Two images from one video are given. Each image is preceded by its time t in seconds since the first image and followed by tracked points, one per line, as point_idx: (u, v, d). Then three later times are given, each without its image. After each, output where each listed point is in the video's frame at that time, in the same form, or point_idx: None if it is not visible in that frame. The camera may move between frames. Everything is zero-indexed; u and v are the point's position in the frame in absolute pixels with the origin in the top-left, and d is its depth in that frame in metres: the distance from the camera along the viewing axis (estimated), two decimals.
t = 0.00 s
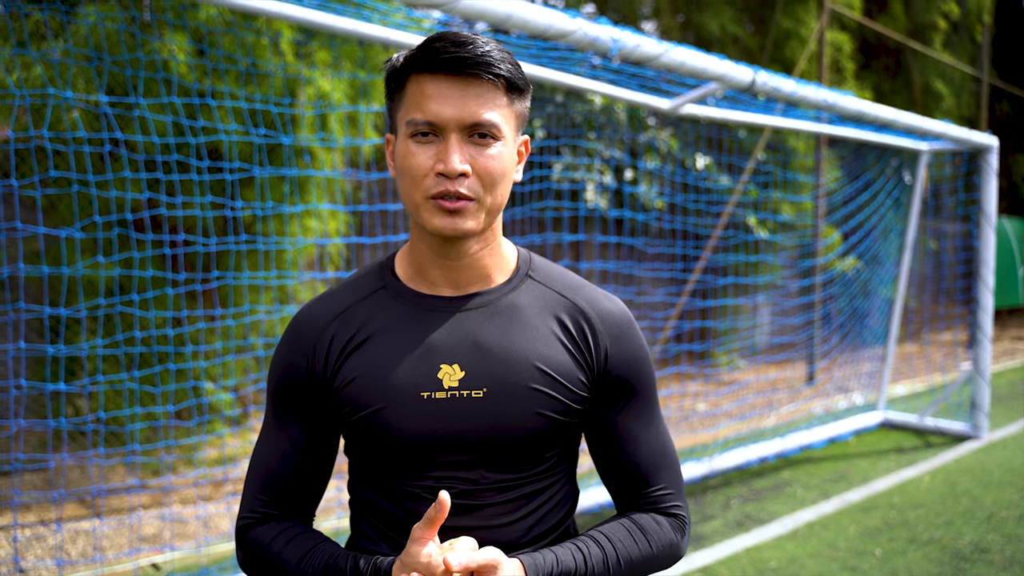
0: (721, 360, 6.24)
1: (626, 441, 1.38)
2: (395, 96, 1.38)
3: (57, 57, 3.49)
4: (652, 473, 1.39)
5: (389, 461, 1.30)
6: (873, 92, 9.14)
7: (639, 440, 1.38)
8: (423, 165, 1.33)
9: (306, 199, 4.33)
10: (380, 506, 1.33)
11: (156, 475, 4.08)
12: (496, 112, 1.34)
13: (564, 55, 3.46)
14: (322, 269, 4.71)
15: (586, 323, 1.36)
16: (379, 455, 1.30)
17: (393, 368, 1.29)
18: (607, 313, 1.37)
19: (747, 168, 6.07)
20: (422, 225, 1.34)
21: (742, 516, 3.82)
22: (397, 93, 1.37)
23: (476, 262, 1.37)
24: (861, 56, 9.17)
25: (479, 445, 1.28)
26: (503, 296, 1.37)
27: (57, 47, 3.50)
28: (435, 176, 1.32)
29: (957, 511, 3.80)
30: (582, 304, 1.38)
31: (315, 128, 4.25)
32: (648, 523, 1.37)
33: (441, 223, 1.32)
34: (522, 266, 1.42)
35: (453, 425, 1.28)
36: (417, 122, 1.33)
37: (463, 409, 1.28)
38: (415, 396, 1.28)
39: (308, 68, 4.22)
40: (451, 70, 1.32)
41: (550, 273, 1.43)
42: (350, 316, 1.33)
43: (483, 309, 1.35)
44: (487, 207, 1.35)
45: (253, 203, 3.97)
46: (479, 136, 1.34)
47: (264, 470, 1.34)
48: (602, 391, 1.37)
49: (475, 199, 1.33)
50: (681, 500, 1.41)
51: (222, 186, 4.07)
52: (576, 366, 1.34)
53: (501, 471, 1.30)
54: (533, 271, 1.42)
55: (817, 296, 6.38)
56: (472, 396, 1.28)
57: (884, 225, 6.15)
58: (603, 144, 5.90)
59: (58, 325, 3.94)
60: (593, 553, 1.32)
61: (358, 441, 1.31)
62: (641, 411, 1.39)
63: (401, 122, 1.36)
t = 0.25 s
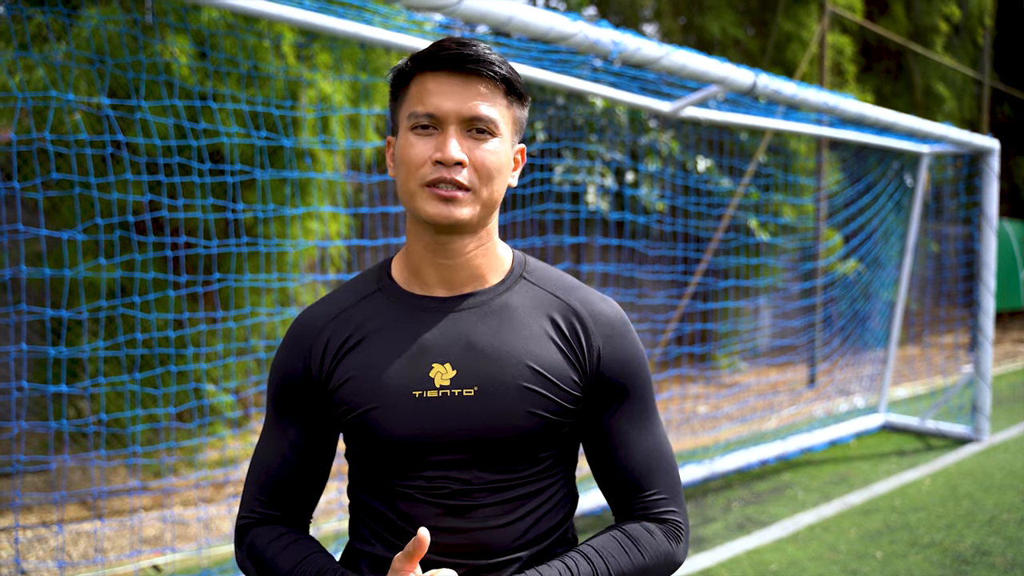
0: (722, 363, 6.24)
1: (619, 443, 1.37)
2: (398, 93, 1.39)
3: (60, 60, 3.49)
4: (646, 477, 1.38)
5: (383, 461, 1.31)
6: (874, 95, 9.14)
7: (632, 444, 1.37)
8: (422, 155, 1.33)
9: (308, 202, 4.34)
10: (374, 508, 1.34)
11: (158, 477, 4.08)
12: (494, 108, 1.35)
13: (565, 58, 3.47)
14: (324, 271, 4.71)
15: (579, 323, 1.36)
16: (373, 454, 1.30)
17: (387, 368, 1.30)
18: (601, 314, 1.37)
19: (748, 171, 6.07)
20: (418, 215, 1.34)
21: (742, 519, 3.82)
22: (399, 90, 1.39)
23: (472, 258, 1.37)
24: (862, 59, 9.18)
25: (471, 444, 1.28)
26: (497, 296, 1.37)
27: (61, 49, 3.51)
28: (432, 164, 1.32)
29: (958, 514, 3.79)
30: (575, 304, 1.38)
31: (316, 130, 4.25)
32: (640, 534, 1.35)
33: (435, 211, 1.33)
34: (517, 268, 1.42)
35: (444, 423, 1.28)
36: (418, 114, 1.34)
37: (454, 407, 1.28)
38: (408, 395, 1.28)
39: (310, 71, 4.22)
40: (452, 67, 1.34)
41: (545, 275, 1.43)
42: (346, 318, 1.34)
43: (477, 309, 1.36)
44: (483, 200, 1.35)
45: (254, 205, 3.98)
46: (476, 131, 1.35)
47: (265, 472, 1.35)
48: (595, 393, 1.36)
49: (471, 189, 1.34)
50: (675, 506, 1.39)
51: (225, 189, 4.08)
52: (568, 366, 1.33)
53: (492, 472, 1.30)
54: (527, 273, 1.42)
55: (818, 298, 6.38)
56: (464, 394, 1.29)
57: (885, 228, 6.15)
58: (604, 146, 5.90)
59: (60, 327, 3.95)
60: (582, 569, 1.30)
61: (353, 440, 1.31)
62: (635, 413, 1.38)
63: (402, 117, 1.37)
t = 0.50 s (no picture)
0: (726, 365, 6.23)
1: (617, 444, 1.36)
2: (399, 97, 1.40)
3: (64, 63, 3.51)
4: (646, 480, 1.37)
5: (381, 461, 1.32)
6: (878, 97, 9.13)
7: (631, 446, 1.36)
8: (421, 158, 1.34)
9: (311, 204, 4.35)
10: (373, 509, 1.35)
11: (162, 479, 4.09)
12: (494, 113, 1.36)
13: (568, 60, 3.47)
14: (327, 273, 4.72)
15: (577, 325, 1.36)
16: (370, 454, 1.31)
17: (385, 368, 1.30)
18: (599, 317, 1.37)
19: (751, 172, 6.06)
20: (417, 219, 1.35)
21: (746, 522, 3.82)
22: (400, 93, 1.40)
23: (470, 262, 1.38)
24: (866, 61, 9.17)
25: (467, 444, 1.28)
26: (495, 297, 1.38)
27: (65, 53, 3.52)
28: (431, 167, 1.33)
29: (962, 517, 3.78)
30: (574, 306, 1.38)
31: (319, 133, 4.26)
32: (646, 535, 1.34)
33: (434, 215, 1.34)
34: (516, 270, 1.43)
35: (440, 422, 1.28)
36: (419, 117, 1.35)
37: (450, 406, 1.28)
38: (405, 394, 1.28)
39: (313, 74, 4.23)
40: (453, 71, 1.34)
41: (544, 277, 1.44)
42: (346, 320, 1.35)
43: (475, 310, 1.36)
44: (481, 204, 1.36)
45: (257, 208, 3.98)
46: (475, 135, 1.35)
47: (266, 475, 1.35)
48: (593, 394, 1.36)
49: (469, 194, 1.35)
50: (679, 509, 1.38)
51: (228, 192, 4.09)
52: (565, 366, 1.33)
53: (489, 472, 1.30)
54: (526, 275, 1.42)
55: (822, 300, 6.36)
56: (460, 393, 1.29)
57: (890, 230, 6.14)
58: (608, 149, 5.90)
59: (64, 330, 3.96)
60: (590, 568, 1.29)
61: (351, 440, 1.32)
62: (634, 415, 1.37)
63: (402, 121, 1.38)
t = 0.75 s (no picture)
0: (729, 367, 6.23)
1: (620, 443, 1.35)
2: (399, 106, 1.40)
3: (68, 66, 3.52)
4: (643, 482, 1.35)
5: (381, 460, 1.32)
6: (882, 99, 9.12)
7: (631, 446, 1.35)
8: (421, 174, 1.35)
9: (314, 207, 4.36)
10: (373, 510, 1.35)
11: (164, 481, 4.09)
12: (494, 129, 1.35)
13: (571, 63, 3.48)
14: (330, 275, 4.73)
15: (578, 326, 1.37)
16: (370, 454, 1.32)
17: (385, 368, 1.31)
18: (599, 318, 1.38)
19: (754, 175, 6.06)
20: (417, 233, 1.36)
21: (749, 524, 3.81)
22: (400, 103, 1.40)
23: (470, 271, 1.39)
24: (869, 63, 9.16)
25: (465, 444, 1.29)
26: (495, 299, 1.39)
27: (69, 56, 3.54)
28: (431, 185, 1.34)
29: (966, 519, 3.77)
30: (574, 308, 1.39)
31: (322, 135, 4.26)
32: (648, 529, 1.33)
33: (434, 231, 1.35)
34: (517, 273, 1.43)
35: (439, 422, 1.29)
36: (418, 132, 1.35)
37: (449, 405, 1.29)
38: (404, 393, 1.29)
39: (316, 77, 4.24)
40: (452, 86, 1.34)
41: (545, 280, 1.44)
42: (348, 321, 1.37)
43: (475, 311, 1.37)
44: (480, 218, 1.37)
45: (260, 210, 3.99)
46: (476, 151, 1.35)
47: (269, 476, 1.35)
48: (593, 394, 1.36)
49: (468, 210, 1.35)
50: (676, 511, 1.37)
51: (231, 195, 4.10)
52: (565, 367, 1.34)
53: (488, 471, 1.30)
54: (527, 278, 1.43)
55: (825, 302, 6.36)
56: (458, 392, 1.30)
57: (892, 232, 6.13)
58: (610, 151, 5.91)
59: (68, 332, 3.97)
60: (599, 550, 1.30)
61: (351, 440, 1.33)
62: (635, 415, 1.37)
63: (402, 133, 1.39)
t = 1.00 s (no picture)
0: (731, 368, 6.23)
1: (621, 445, 1.35)
2: (399, 110, 1.40)
3: (69, 69, 3.53)
4: (644, 484, 1.35)
5: (382, 464, 1.32)
6: (883, 100, 9.11)
7: (633, 449, 1.35)
8: (422, 182, 1.35)
9: (315, 209, 4.36)
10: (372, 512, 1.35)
11: (166, 483, 4.10)
12: (496, 137, 1.35)
13: (572, 64, 3.48)
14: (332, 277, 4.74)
15: (578, 330, 1.37)
16: (370, 457, 1.32)
17: (384, 372, 1.31)
18: (600, 321, 1.38)
19: (756, 176, 6.06)
20: (417, 241, 1.37)
21: (751, 525, 3.81)
22: (400, 107, 1.39)
23: (470, 277, 1.39)
24: (871, 64, 9.15)
25: (466, 448, 1.29)
26: (495, 302, 1.39)
27: (72, 59, 3.54)
28: (432, 194, 1.34)
29: (969, 521, 3.77)
30: (575, 312, 1.39)
31: (323, 137, 4.27)
32: (656, 525, 1.34)
33: (434, 241, 1.35)
34: (517, 276, 1.44)
35: (439, 426, 1.29)
36: (418, 140, 1.35)
37: (449, 410, 1.29)
38: (404, 398, 1.30)
39: (317, 79, 4.24)
40: (454, 93, 1.33)
41: (545, 283, 1.45)
42: (347, 324, 1.37)
43: (475, 315, 1.37)
44: (481, 226, 1.37)
45: (262, 213, 4.00)
46: (477, 158, 1.35)
47: (263, 477, 1.34)
48: (595, 397, 1.36)
49: (469, 220, 1.36)
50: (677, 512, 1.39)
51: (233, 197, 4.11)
52: (565, 371, 1.34)
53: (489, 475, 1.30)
54: (527, 280, 1.44)
55: (827, 304, 6.35)
56: (458, 397, 1.30)
57: (895, 233, 6.13)
58: (612, 153, 5.91)
59: (70, 334, 3.97)
60: (612, 537, 1.30)
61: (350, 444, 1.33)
62: (636, 418, 1.37)
63: (402, 138, 1.38)
